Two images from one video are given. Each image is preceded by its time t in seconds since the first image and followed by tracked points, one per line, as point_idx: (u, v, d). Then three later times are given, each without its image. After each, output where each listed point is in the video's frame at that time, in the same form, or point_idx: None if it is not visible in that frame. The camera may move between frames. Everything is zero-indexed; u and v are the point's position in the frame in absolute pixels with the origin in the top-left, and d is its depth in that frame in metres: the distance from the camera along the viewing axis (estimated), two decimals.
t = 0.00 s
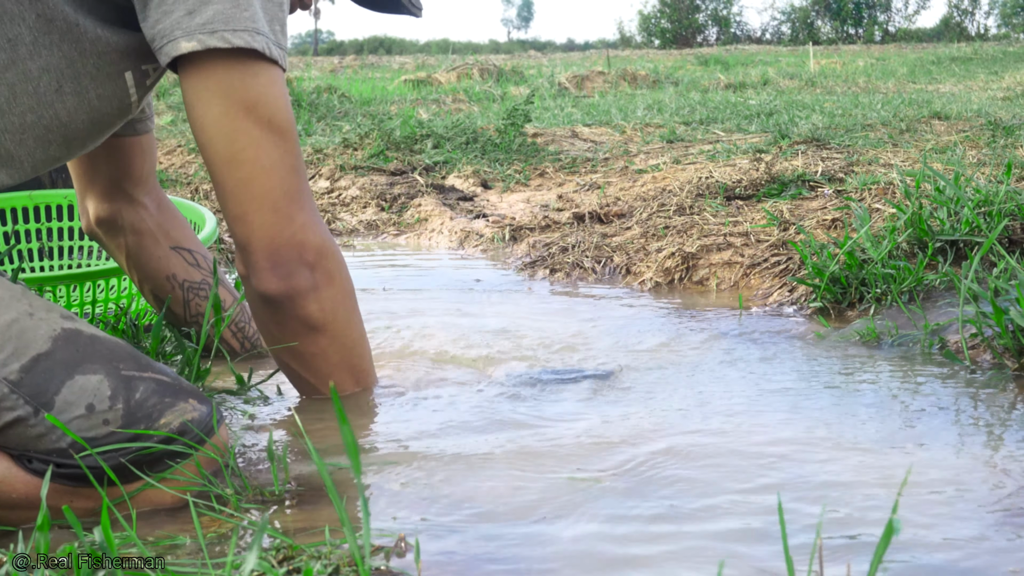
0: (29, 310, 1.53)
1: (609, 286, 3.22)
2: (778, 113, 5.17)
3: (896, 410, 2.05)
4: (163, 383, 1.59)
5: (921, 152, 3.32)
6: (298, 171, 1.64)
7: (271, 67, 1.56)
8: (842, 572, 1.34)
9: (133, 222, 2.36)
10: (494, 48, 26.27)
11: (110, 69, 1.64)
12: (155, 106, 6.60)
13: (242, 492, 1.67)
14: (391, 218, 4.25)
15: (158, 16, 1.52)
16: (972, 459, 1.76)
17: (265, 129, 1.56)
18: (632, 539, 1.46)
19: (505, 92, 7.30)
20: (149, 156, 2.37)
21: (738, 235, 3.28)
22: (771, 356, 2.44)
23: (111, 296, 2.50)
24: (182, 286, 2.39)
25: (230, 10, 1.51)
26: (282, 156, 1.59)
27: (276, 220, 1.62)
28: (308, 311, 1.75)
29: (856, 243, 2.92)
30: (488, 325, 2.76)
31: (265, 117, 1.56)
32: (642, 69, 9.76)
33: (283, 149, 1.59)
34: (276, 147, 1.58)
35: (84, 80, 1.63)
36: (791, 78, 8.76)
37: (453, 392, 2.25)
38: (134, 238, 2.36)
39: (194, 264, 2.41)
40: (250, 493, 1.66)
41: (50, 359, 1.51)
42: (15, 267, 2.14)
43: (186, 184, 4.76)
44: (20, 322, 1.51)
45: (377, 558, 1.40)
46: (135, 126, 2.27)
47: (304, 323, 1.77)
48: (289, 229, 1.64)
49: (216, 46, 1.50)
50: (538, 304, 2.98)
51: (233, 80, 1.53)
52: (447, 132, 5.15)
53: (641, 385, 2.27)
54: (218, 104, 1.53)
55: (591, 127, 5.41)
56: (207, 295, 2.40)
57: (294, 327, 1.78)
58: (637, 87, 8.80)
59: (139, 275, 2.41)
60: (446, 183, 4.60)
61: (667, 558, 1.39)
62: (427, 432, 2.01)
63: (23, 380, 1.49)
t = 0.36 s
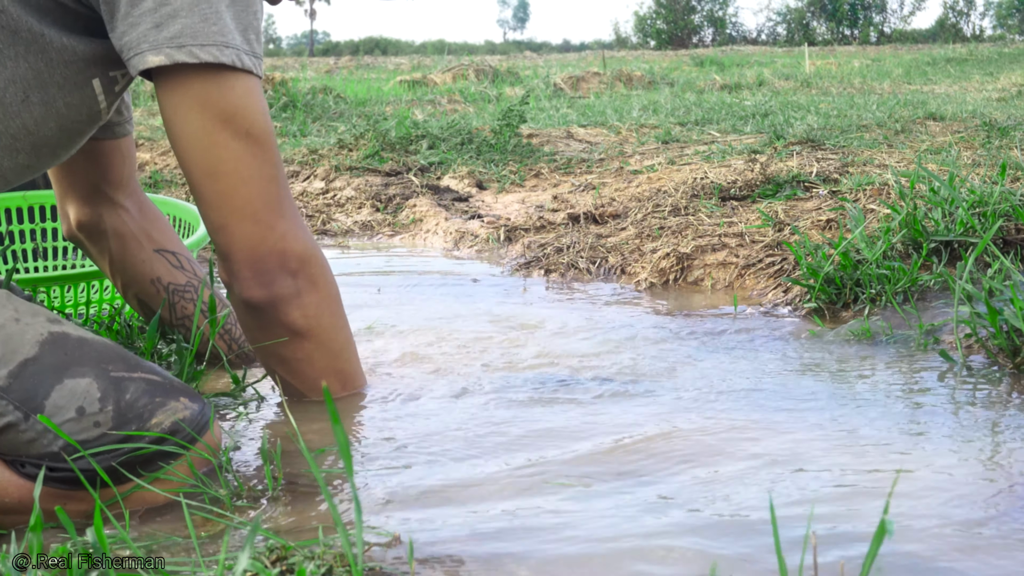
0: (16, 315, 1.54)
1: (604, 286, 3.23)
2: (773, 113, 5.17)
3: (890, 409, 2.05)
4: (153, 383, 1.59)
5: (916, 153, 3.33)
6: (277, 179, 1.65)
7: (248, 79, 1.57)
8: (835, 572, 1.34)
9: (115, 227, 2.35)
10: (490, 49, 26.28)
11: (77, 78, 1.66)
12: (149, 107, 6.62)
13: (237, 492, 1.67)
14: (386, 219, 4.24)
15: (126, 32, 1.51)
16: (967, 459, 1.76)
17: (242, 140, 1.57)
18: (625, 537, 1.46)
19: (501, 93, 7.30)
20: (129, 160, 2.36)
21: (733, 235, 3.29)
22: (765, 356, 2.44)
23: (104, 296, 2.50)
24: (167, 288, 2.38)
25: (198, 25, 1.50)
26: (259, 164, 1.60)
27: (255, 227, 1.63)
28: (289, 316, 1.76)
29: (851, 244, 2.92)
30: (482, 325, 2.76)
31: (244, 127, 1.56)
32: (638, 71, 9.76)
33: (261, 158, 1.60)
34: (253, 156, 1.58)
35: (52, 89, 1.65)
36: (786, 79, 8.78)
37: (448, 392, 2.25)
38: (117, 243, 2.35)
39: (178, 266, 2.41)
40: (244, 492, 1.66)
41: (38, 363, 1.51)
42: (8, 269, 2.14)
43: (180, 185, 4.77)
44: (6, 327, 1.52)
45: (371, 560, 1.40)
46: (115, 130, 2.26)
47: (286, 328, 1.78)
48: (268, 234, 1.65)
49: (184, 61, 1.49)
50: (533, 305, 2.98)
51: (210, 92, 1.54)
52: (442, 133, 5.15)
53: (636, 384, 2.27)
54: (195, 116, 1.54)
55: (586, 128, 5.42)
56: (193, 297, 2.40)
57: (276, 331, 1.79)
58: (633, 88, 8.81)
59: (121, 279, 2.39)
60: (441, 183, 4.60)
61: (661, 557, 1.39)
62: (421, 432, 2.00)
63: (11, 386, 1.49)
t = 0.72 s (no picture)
0: (19, 310, 1.54)
1: (600, 286, 3.23)
2: (769, 114, 5.18)
3: (886, 409, 2.05)
4: (153, 384, 1.59)
5: (912, 154, 3.33)
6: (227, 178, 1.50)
7: (206, 67, 1.45)
8: (830, 572, 1.34)
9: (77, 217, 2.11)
10: (487, 48, 26.30)
11: (70, 59, 1.52)
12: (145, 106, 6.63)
13: (235, 493, 1.67)
14: (382, 218, 4.25)
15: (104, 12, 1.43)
16: (961, 459, 1.77)
17: (188, 133, 1.43)
18: (620, 537, 1.46)
19: (497, 93, 7.31)
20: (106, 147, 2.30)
21: (729, 235, 3.29)
22: (761, 356, 2.44)
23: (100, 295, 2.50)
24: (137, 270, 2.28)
25: None
26: (214, 163, 1.46)
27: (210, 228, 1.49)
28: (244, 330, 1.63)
29: (846, 244, 2.93)
30: (478, 324, 2.76)
31: (198, 119, 1.43)
32: (635, 71, 9.77)
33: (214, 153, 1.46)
34: (205, 153, 1.45)
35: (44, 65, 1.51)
36: (783, 79, 8.80)
37: (444, 391, 2.25)
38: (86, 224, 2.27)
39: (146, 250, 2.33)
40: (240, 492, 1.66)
41: (39, 360, 1.52)
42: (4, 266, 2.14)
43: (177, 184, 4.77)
44: (9, 322, 1.52)
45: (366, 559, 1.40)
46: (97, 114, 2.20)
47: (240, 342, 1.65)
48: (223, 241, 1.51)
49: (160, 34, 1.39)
50: (529, 304, 2.98)
51: (164, 76, 1.41)
52: (439, 133, 5.16)
53: (632, 384, 2.27)
54: (144, 99, 1.40)
55: (583, 128, 5.42)
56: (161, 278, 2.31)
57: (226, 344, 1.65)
58: (629, 88, 8.82)
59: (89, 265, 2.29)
60: (438, 183, 4.61)
61: (656, 556, 1.39)
62: (416, 431, 2.00)
63: (11, 381, 1.49)
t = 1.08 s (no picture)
0: (7, 313, 1.53)
1: (597, 285, 3.23)
2: (767, 112, 5.18)
3: (882, 409, 2.05)
4: (145, 381, 1.59)
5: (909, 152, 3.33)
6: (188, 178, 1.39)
7: (160, 68, 1.33)
8: (828, 571, 1.34)
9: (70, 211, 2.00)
10: (485, 47, 26.31)
11: (35, 66, 1.44)
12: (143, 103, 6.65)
13: (229, 492, 1.67)
14: (380, 216, 4.25)
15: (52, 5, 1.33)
16: (959, 459, 1.76)
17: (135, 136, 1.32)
18: (615, 536, 1.46)
19: (495, 91, 7.30)
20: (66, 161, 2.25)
21: (726, 234, 3.29)
22: (758, 355, 2.44)
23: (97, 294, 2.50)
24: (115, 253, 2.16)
25: None
26: (167, 164, 1.36)
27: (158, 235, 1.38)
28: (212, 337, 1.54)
29: (844, 242, 2.92)
30: (475, 322, 2.76)
31: (141, 122, 1.32)
32: (634, 69, 9.77)
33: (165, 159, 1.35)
34: (156, 154, 1.34)
35: (8, 74, 1.43)
36: (781, 78, 8.79)
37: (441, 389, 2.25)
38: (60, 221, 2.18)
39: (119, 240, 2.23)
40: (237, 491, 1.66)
41: (30, 361, 1.51)
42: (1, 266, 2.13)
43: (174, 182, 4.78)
44: None
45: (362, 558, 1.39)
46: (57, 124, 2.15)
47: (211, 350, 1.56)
48: (176, 248, 1.40)
49: (106, 34, 1.28)
50: (526, 303, 2.98)
51: (109, 75, 1.30)
52: (437, 131, 5.16)
53: (629, 383, 2.26)
54: (88, 97, 1.30)
55: (581, 126, 5.42)
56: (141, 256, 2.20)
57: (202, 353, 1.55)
58: (627, 86, 8.82)
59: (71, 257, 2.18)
60: (435, 181, 4.60)
61: (652, 556, 1.39)
62: (412, 430, 2.00)
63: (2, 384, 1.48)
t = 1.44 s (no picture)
0: (12, 310, 1.51)
1: (597, 285, 3.23)
2: (766, 111, 5.19)
3: (881, 407, 2.05)
4: (148, 383, 1.58)
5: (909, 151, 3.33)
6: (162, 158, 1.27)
7: (129, 47, 1.21)
8: (827, 569, 1.34)
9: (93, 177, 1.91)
10: (484, 47, 26.32)
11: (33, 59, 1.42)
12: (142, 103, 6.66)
13: (228, 489, 1.68)
14: (379, 216, 4.25)
15: None
16: (957, 457, 1.77)
17: (99, 119, 1.19)
18: (615, 535, 1.46)
19: (494, 91, 7.31)
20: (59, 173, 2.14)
21: (726, 233, 3.29)
22: (758, 354, 2.45)
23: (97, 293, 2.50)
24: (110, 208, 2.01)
25: None
26: (138, 146, 1.23)
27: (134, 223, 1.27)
28: (210, 322, 1.44)
29: (843, 241, 2.93)
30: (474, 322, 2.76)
31: (112, 111, 1.20)
32: (632, 67, 9.77)
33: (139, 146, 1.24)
34: (126, 138, 1.22)
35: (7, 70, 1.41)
36: (780, 77, 8.79)
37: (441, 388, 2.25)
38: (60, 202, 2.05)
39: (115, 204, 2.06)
40: (237, 491, 1.66)
41: (33, 360, 1.50)
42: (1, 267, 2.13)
43: (174, 182, 4.79)
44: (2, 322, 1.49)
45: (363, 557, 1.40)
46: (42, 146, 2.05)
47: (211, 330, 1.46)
48: (157, 233, 1.30)
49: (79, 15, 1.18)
50: (525, 303, 2.98)
51: (71, 54, 1.19)
52: (436, 130, 5.17)
53: (629, 382, 2.27)
54: (50, 75, 1.19)
55: (579, 126, 5.42)
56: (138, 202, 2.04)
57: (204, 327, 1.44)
58: (625, 85, 8.83)
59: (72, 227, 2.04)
60: (434, 180, 4.61)
61: (652, 555, 1.39)
62: (411, 430, 2.00)
63: (5, 383, 1.48)
